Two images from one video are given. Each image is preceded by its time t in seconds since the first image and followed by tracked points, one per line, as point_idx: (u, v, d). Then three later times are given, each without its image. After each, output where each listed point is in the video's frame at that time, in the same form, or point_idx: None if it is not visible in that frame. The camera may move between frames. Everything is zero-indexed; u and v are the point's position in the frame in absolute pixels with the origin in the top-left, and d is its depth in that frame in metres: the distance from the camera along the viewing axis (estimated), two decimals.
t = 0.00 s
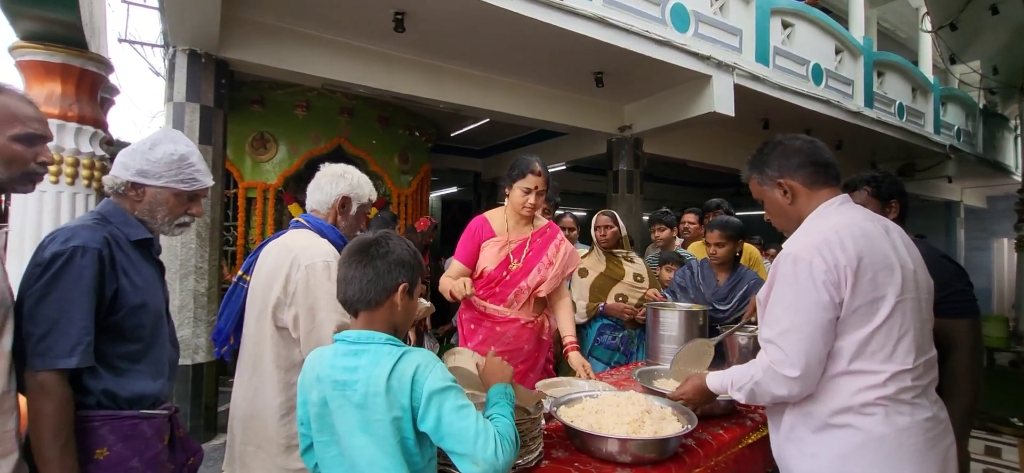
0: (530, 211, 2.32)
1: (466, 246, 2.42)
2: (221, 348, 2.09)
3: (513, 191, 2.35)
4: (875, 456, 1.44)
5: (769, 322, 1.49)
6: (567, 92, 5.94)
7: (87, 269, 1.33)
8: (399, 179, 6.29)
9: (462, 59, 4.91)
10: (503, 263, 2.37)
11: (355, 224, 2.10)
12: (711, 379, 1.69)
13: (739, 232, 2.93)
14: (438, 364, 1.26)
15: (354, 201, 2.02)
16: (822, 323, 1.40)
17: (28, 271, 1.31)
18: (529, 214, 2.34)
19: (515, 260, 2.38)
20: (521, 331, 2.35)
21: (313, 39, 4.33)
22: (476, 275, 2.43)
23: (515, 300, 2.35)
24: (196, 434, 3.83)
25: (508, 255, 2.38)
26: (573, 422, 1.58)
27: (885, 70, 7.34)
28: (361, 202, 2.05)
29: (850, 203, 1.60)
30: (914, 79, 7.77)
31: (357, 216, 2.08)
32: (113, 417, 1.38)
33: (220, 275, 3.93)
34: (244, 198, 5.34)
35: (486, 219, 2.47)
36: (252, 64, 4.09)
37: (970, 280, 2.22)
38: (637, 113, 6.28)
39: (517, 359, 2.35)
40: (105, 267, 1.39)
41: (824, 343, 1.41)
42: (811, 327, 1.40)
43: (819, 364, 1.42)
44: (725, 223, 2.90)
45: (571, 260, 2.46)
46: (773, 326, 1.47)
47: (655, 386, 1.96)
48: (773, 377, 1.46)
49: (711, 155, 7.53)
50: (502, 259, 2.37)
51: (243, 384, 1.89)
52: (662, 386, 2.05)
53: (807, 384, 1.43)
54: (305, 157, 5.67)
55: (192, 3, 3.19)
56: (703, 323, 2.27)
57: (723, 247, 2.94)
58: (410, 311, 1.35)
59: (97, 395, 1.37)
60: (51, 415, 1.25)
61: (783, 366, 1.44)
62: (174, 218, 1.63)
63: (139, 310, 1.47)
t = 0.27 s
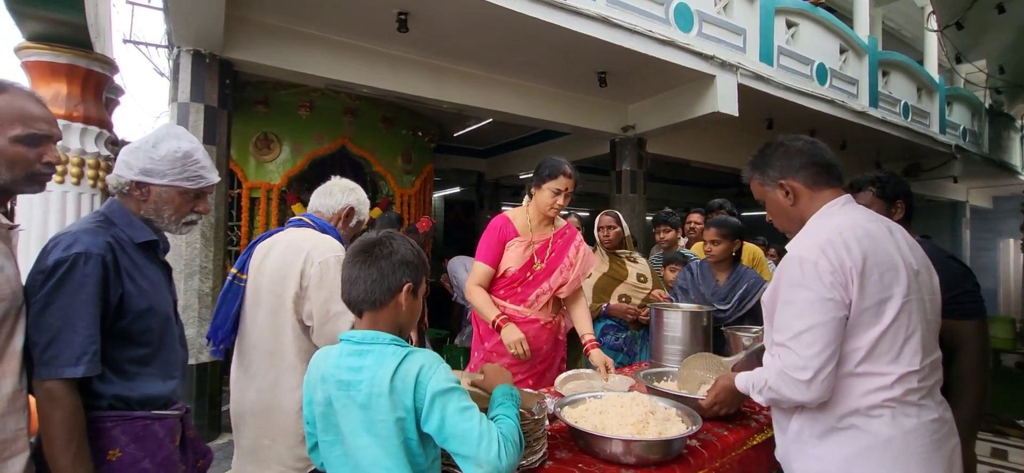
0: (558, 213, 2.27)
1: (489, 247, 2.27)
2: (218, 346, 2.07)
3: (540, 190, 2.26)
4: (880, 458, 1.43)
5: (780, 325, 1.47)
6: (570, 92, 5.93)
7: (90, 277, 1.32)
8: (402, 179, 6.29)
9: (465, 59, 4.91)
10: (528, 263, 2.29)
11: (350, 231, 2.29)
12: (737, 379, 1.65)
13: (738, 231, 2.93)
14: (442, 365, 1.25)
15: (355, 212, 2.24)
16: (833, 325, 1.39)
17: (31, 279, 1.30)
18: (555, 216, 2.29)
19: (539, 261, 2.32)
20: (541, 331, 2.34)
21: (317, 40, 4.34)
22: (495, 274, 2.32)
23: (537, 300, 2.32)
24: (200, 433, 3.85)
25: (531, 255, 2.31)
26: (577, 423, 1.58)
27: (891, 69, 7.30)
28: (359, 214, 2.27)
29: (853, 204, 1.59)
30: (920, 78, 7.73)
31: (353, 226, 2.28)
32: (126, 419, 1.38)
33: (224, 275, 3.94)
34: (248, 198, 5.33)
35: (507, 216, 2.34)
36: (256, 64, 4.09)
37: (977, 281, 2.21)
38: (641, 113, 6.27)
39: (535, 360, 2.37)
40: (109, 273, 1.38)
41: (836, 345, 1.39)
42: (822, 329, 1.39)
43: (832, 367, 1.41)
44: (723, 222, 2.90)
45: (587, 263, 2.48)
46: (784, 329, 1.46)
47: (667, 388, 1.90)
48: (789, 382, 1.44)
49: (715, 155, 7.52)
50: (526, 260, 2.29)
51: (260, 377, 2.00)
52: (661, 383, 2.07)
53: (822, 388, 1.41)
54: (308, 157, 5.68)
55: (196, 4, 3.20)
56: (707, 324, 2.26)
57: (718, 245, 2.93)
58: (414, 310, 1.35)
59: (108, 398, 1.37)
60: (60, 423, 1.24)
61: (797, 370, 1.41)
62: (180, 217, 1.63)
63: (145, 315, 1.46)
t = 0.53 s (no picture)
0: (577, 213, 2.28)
1: (513, 249, 2.19)
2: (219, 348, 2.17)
3: (560, 191, 2.25)
4: (885, 460, 1.42)
5: (783, 323, 1.46)
6: (573, 92, 5.92)
7: (104, 279, 1.32)
8: (405, 179, 6.29)
9: (468, 59, 4.91)
10: (552, 264, 2.27)
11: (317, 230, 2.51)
12: (729, 379, 1.68)
13: (736, 230, 2.93)
14: (443, 367, 1.25)
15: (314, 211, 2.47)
16: (838, 324, 1.38)
17: (43, 281, 1.30)
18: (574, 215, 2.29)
19: (561, 261, 2.30)
20: (564, 331, 2.34)
21: (320, 40, 4.34)
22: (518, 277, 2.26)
23: (559, 300, 2.31)
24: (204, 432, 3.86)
25: (554, 256, 2.28)
26: (580, 424, 1.57)
27: (895, 68, 7.27)
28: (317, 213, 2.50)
29: (858, 204, 1.58)
30: (924, 77, 7.69)
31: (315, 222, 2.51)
32: (138, 419, 1.39)
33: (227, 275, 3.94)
34: (251, 198, 5.35)
35: (526, 216, 2.28)
36: (259, 64, 4.10)
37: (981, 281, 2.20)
38: (644, 113, 6.26)
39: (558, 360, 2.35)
40: (122, 275, 1.38)
41: (838, 344, 1.38)
42: (824, 327, 1.38)
43: (836, 366, 1.40)
44: (721, 221, 2.90)
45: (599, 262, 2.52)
46: (788, 327, 1.45)
47: (668, 388, 1.92)
48: (789, 379, 1.43)
49: (718, 154, 7.50)
50: (550, 260, 2.26)
51: (263, 373, 2.14)
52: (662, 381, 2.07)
53: (824, 387, 1.39)
54: (312, 157, 5.67)
55: (200, 4, 3.21)
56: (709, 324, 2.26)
57: (718, 245, 2.93)
58: (417, 311, 1.35)
59: (120, 400, 1.37)
60: (72, 426, 1.24)
61: (798, 367, 1.40)
62: (190, 217, 1.65)
63: (155, 316, 1.47)
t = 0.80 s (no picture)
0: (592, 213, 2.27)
1: (534, 250, 2.15)
2: (221, 341, 2.16)
3: (575, 191, 2.23)
4: (888, 461, 1.42)
5: (781, 323, 1.46)
6: (574, 92, 5.92)
7: (108, 280, 1.33)
8: (407, 179, 6.29)
9: (469, 59, 4.91)
10: (569, 264, 2.25)
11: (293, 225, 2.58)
12: (720, 381, 1.67)
13: (737, 230, 2.92)
14: (441, 368, 1.25)
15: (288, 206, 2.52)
16: (836, 325, 1.38)
17: (47, 283, 1.30)
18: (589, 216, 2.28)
19: (577, 261, 2.29)
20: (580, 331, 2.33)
21: (321, 41, 4.35)
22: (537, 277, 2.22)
23: (575, 301, 2.30)
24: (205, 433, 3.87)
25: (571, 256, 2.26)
26: (581, 424, 1.57)
27: (897, 67, 7.25)
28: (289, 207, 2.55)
29: (862, 204, 1.57)
30: (927, 76, 7.67)
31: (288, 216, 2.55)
32: (143, 422, 1.38)
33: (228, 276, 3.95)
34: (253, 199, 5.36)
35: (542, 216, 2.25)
36: (260, 65, 4.11)
37: (984, 282, 2.19)
38: (645, 112, 6.25)
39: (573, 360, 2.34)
40: (127, 276, 1.39)
41: (834, 345, 1.38)
42: (819, 328, 1.38)
43: (832, 367, 1.40)
44: (722, 221, 2.89)
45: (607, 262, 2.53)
46: (786, 327, 1.45)
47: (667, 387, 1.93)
48: (783, 380, 1.43)
49: (719, 154, 7.49)
50: (568, 261, 2.24)
51: (269, 364, 2.24)
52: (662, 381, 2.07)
53: (818, 386, 1.40)
54: (313, 158, 5.68)
55: (201, 6, 3.22)
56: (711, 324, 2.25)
57: (720, 244, 2.92)
58: (417, 312, 1.35)
59: (125, 402, 1.38)
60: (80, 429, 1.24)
61: (790, 369, 1.41)
62: (195, 219, 1.66)
63: (160, 318, 1.48)
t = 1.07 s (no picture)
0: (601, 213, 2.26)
1: (545, 250, 2.14)
2: (230, 339, 2.19)
3: (583, 191, 2.22)
4: (888, 461, 1.41)
5: (781, 325, 1.46)
6: (574, 92, 5.92)
7: (122, 284, 1.33)
8: (407, 180, 6.29)
9: (469, 59, 4.91)
10: (579, 265, 2.24)
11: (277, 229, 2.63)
12: (723, 390, 1.65)
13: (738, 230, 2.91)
14: (439, 368, 1.24)
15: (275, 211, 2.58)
16: (835, 325, 1.37)
17: (60, 284, 1.30)
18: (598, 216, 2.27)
19: (585, 261, 2.28)
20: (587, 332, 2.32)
21: (321, 42, 4.35)
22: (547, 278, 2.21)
23: (582, 302, 2.30)
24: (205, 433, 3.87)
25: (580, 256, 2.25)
26: (581, 425, 1.56)
27: (898, 67, 7.24)
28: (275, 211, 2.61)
29: (858, 204, 1.56)
30: (928, 75, 7.65)
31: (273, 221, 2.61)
32: (151, 426, 1.40)
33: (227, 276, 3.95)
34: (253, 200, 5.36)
35: (551, 216, 2.23)
36: (259, 66, 4.11)
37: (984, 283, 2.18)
38: (645, 113, 6.24)
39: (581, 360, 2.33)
40: (139, 281, 1.39)
41: (834, 346, 1.38)
42: (819, 329, 1.37)
43: (833, 368, 1.39)
44: (724, 220, 2.87)
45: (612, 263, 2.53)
46: (785, 328, 1.44)
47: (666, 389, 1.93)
48: (786, 381, 1.43)
49: (720, 154, 7.49)
50: (578, 261, 2.23)
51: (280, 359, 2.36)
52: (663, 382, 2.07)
53: (820, 388, 1.40)
54: (313, 159, 5.68)
55: (201, 7, 3.22)
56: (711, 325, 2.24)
57: (721, 244, 2.91)
58: (415, 313, 1.34)
59: (132, 406, 1.38)
60: (93, 434, 1.25)
61: (792, 370, 1.41)
62: (205, 223, 1.65)
63: (169, 323, 1.48)
